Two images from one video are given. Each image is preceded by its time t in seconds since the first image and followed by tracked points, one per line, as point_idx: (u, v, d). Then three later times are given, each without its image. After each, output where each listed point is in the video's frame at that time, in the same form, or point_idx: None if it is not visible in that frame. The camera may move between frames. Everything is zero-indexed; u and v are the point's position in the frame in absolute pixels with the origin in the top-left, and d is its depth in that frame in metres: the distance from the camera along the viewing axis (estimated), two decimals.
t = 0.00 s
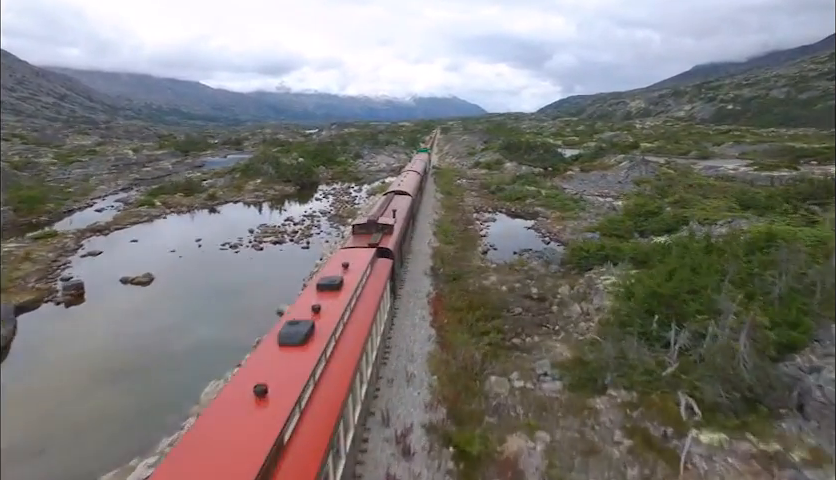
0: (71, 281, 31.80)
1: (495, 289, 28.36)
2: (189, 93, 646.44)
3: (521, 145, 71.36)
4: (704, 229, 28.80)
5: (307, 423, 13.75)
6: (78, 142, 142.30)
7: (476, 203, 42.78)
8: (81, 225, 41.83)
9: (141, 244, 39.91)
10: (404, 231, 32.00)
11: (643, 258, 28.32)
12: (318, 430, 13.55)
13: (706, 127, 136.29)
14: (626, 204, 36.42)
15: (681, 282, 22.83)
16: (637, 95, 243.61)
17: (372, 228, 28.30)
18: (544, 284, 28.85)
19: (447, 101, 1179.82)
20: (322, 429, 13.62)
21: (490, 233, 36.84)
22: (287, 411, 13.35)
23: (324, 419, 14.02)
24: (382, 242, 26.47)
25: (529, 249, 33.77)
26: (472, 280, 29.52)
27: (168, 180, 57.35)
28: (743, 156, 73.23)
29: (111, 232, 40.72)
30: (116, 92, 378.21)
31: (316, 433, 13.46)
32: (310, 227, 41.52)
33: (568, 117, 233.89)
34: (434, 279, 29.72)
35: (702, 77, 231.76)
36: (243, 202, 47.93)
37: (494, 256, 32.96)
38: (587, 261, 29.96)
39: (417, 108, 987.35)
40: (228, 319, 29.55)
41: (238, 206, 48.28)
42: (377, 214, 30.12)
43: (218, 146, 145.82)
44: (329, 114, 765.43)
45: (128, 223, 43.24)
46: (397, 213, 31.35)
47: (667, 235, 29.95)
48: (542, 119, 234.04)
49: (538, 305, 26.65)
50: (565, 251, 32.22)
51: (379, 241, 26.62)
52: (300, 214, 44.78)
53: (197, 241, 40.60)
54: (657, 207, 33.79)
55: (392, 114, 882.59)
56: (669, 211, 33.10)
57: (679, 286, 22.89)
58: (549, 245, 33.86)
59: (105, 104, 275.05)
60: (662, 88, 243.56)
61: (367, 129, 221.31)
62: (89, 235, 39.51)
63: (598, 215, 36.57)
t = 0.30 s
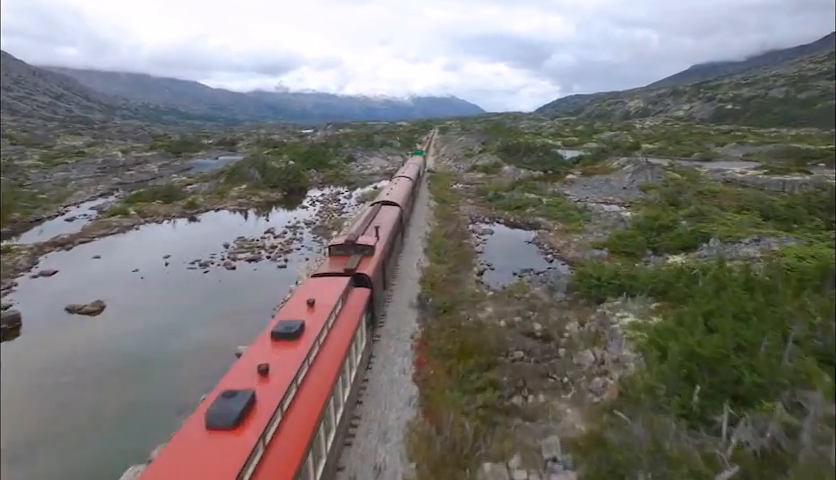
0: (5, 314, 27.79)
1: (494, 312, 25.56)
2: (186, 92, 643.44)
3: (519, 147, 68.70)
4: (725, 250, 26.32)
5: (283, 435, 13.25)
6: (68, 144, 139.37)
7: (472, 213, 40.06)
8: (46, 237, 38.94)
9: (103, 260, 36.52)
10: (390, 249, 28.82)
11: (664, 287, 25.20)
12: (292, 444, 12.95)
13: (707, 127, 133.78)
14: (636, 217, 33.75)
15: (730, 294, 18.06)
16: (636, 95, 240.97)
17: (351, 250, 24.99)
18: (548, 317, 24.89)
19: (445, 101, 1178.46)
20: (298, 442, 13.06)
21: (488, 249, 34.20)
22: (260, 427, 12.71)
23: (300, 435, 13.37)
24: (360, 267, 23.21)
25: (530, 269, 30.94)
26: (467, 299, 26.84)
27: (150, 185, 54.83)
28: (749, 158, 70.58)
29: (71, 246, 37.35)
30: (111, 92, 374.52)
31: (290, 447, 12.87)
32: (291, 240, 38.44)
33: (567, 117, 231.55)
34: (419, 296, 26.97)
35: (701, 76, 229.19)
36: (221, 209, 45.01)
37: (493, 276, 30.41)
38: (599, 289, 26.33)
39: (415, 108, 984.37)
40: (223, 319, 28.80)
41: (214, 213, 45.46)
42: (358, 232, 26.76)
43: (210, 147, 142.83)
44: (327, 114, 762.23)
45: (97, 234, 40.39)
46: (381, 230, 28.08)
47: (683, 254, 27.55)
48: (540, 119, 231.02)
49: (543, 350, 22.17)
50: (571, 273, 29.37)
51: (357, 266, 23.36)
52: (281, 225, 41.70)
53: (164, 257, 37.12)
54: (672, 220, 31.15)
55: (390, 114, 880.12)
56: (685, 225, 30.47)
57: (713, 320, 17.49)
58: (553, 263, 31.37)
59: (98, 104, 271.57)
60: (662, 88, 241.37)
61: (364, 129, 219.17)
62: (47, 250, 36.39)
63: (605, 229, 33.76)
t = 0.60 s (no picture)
0: None
1: (493, 348, 23.55)
2: (183, 92, 641.53)
3: (517, 150, 66.52)
4: (749, 278, 24.08)
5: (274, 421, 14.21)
6: (57, 145, 136.66)
7: (468, 223, 38.08)
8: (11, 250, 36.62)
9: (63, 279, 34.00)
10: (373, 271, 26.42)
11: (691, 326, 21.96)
12: (283, 429, 13.94)
13: (708, 128, 131.68)
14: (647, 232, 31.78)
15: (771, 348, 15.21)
16: (634, 95, 238.75)
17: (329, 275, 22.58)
18: (554, 360, 22.33)
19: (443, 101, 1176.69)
20: (289, 426, 14.05)
21: (485, 266, 32.18)
22: (250, 419, 13.55)
23: (291, 422, 14.27)
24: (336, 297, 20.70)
25: (531, 293, 28.90)
26: (463, 331, 24.81)
27: (132, 191, 52.64)
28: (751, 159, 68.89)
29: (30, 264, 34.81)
30: (106, 92, 371.55)
31: (282, 432, 13.85)
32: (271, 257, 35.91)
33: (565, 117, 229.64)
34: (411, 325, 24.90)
35: (700, 76, 227.23)
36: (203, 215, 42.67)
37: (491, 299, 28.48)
38: (612, 326, 23.60)
39: (414, 108, 981.83)
40: (224, 317, 29.52)
41: (195, 222, 43.21)
42: (337, 255, 24.18)
43: (203, 149, 140.25)
44: (325, 114, 760.31)
45: (67, 248, 38.02)
46: (364, 251, 25.54)
47: (699, 279, 25.75)
48: (538, 119, 229.27)
49: (547, 411, 19.33)
50: (577, 300, 27.19)
51: (333, 295, 20.85)
52: (260, 240, 39.13)
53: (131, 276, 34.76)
54: (688, 237, 29.08)
55: (388, 114, 878.47)
56: (702, 242, 28.46)
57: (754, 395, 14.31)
58: (556, 285, 29.39)
59: (92, 104, 268.72)
60: (660, 87, 239.98)
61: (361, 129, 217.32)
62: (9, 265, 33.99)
63: (612, 245, 31.62)
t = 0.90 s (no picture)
0: None
1: (492, 394, 21.46)
2: (180, 92, 639.24)
3: (516, 153, 64.22)
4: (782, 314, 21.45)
5: (276, 399, 15.79)
6: (48, 147, 134.30)
7: (464, 236, 35.77)
8: None
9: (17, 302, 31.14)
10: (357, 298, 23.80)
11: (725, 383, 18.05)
12: (284, 406, 15.54)
13: (709, 128, 129.55)
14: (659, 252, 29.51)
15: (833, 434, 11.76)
16: (634, 95, 237.51)
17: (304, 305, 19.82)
18: (560, 419, 19.69)
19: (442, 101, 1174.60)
20: (288, 403, 15.67)
21: (482, 289, 29.99)
22: None
23: (274, 429, 14.73)
24: (306, 337, 17.97)
25: (534, 324, 26.63)
26: (460, 375, 22.77)
27: (113, 198, 50.44)
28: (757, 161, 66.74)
29: None
30: (102, 92, 368.86)
31: (282, 410, 15.45)
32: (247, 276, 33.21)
33: (564, 117, 227.57)
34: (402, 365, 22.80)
35: (700, 76, 225.17)
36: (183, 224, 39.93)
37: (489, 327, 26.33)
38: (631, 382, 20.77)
39: (412, 108, 979.61)
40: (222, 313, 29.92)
41: (175, 233, 40.80)
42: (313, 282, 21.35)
43: (197, 151, 137.91)
44: (323, 113, 758.12)
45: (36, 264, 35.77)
46: (345, 275, 22.70)
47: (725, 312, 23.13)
48: (537, 119, 227.29)
49: None
50: (584, 336, 24.78)
51: (304, 335, 18.14)
52: (238, 256, 36.43)
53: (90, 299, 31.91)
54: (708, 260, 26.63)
55: (386, 114, 876.36)
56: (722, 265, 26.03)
57: None
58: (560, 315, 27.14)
59: (87, 105, 266.16)
60: (659, 87, 238.04)
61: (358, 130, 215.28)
62: None
63: (621, 267, 29.31)
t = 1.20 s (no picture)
0: None
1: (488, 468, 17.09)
2: (179, 92, 637.50)
3: (515, 157, 61.99)
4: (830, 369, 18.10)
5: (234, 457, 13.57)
6: (40, 150, 132.72)
7: (459, 254, 33.02)
8: None
9: None
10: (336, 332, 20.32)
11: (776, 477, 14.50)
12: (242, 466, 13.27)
13: (710, 129, 127.55)
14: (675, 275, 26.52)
15: None
16: (634, 95, 235.77)
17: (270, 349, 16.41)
18: None
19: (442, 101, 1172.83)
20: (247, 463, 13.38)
21: (481, 314, 27.32)
22: None
23: None
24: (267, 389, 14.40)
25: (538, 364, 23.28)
26: (455, 420, 19.62)
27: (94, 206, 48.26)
28: (763, 165, 64.53)
29: None
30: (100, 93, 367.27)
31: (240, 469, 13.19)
32: (218, 302, 30.13)
33: (564, 118, 225.88)
34: (389, 402, 19.87)
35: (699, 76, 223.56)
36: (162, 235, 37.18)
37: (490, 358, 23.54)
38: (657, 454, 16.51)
39: (412, 108, 977.54)
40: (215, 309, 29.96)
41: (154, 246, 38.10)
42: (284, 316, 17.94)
43: (192, 152, 136.05)
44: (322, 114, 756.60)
45: None
46: (321, 308, 19.39)
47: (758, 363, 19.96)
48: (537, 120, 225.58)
49: None
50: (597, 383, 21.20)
51: (266, 386, 14.63)
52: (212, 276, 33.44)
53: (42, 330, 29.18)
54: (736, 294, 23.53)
55: (386, 114, 874.51)
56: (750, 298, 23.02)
57: None
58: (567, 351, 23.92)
59: (84, 105, 264.35)
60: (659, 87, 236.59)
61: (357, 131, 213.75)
62: None
63: (633, 294, 26.34)
